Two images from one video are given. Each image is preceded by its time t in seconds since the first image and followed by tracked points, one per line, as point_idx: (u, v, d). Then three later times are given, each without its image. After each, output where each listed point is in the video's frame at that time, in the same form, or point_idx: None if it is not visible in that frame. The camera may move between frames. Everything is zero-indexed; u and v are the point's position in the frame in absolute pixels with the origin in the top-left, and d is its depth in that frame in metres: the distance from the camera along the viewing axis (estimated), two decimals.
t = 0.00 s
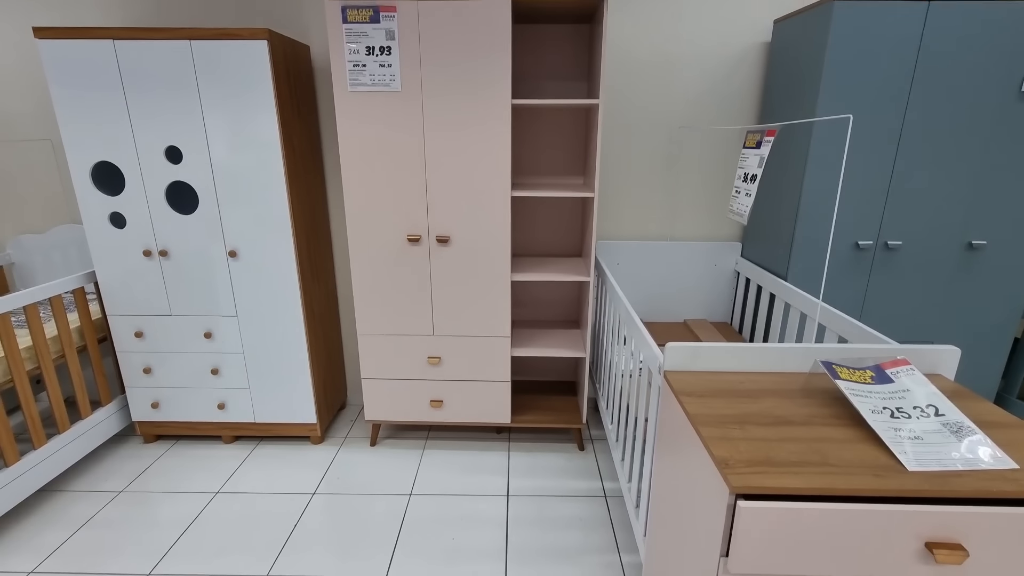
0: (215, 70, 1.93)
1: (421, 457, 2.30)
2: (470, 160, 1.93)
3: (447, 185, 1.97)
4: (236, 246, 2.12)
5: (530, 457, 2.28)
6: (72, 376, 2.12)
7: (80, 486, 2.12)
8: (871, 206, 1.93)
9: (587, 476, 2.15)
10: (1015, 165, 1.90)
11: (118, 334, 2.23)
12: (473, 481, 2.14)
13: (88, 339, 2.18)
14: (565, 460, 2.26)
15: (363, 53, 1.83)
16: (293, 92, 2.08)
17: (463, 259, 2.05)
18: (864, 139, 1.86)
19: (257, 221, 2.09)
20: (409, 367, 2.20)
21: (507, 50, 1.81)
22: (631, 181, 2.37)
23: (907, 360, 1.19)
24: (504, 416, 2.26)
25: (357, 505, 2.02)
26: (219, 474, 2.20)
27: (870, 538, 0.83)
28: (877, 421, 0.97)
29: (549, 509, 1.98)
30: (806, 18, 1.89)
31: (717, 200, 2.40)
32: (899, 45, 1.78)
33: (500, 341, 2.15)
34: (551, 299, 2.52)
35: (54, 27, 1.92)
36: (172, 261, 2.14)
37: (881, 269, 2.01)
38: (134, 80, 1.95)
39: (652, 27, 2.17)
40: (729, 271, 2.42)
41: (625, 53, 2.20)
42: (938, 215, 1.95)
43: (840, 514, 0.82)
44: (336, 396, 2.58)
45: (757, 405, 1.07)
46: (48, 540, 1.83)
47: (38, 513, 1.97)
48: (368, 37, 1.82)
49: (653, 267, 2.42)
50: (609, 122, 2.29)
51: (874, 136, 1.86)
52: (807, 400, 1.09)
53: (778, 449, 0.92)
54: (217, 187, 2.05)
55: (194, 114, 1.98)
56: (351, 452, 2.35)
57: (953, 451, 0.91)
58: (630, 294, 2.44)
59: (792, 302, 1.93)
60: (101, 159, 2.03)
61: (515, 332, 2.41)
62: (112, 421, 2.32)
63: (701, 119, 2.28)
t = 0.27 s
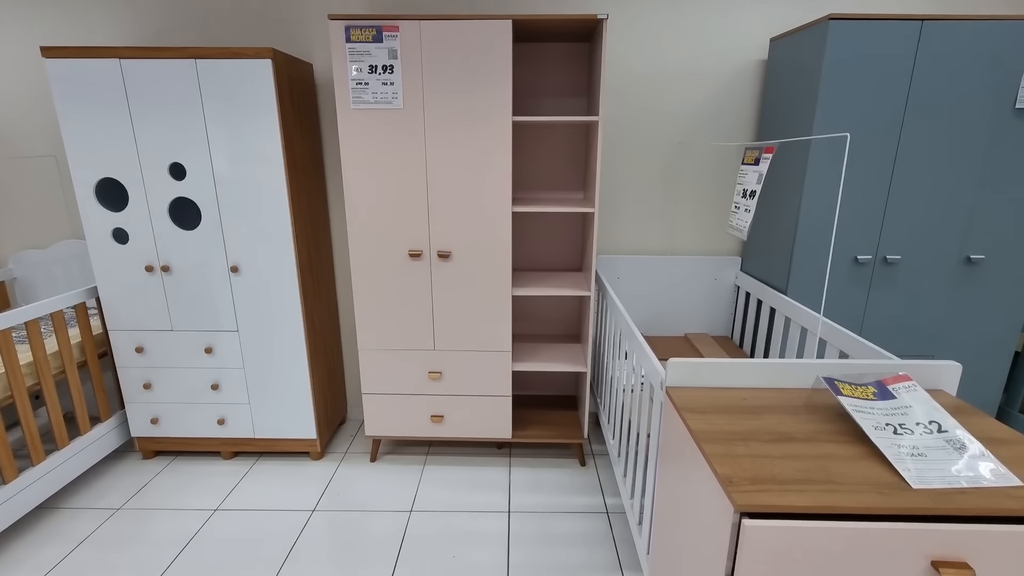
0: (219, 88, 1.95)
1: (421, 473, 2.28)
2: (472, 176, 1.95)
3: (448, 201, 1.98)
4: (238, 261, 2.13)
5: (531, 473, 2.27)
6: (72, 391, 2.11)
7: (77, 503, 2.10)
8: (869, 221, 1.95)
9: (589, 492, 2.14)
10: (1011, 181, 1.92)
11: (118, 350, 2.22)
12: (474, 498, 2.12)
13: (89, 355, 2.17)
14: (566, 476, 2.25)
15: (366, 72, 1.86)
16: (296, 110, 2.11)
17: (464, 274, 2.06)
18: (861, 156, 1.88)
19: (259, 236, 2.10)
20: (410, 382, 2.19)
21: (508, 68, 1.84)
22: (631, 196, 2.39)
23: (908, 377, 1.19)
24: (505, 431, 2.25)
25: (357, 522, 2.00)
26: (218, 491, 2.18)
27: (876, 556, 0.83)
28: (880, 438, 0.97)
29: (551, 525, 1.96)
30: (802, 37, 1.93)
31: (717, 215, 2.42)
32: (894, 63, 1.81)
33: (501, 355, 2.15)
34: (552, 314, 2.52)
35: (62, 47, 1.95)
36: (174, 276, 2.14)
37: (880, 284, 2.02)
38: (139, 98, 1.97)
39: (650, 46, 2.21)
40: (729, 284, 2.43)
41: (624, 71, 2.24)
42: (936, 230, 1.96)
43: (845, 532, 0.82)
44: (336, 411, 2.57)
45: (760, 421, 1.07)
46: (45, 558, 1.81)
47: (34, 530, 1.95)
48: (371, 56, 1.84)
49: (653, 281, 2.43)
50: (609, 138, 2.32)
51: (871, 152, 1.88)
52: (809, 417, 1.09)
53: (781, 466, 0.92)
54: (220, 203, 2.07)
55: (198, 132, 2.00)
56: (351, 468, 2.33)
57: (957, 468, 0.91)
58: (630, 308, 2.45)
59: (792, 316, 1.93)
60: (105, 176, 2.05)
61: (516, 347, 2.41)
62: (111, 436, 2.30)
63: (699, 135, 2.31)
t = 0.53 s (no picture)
0: (223, 103, 1.97)
1: (421, 488, 2.26)
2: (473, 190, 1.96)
3: (449, 216, 1.99)
4: (239, 275, 2.13)
5: (532, 488, 2.25)
6: (70, 406, 2.10)
7: (73, 520, 2.07)
8: (867, 235, 1.97)
9: (590, 507, 2.12)
10: (1008, 195, 1.94)
11: (118, 364, 2.22)
12: (475, 513, 2.10)
13: (87, 369, 2.16)
14: (567, 490, 2.23)
15: (368, 88, 1.88)
16: (299, 125, 2.13)
17: (465, 288, 2.06)
18: (858, 171, 1.90)
19: (261, 250, 2.11)
20: (410, 396, 2.19)
21: (509, 85, 1.87)
22: (631, 209, 2.41)
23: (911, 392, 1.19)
24: (506, 446, 2.23)
25: (356, 538, 1.98)
26: (216, 507, 2.16)
27: None
28: (884, 455, 0.97)
29: (552, 542, 1.94)
30: (798, 54, 1.96)
31: (716, 229, 2.43)
32: (890, 80, 1.84)
33: (502, 369, 2.15)
34: (552, 327, 2.52)
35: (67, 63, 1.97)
36: (175, 290, 2.15)
37: (880, 297, 2.02)
38: (142, 113, 1.99)
39: (649, 63, 2.24)
40: (729, 298, 2.43)
41: (624, 87, 2.27)
42: (935, 244, 1.97)
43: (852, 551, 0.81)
44: (335, 425, 2.55)
45: (763, 438, 1.07)
46: None
47: (29, 547, 1.92)
48: (373, 72, 1.86)
49: (653, 294, 2.43)
50: (608, 153, 2.34)
51: (868, 167, 1.90)
52: (812, 433, 1.08)
53: (786, 483, 0.92)
54: (222, 217, 2.08)
55: (201, 146, 2.02)
56: (350, 483, 2.32)
57: (963, 485, 0.90)
58: (631, 321, 2.45)
59: (793, 330, 1.93)
60: (107, 190, 2.06)
61: (517, 360, 2.41)
62: (108, 451, 2.29)
63: (698, 149, 2.33)
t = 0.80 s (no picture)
0: (225, 115, 1.98)
1: (422, 501, 2.24)
2: (475, 201, 1.97)
3: (450, 226, 1.99)
4: (240, 285, 2.13)
5: (533, 500, 2.23)
6: (68, 418, 2.08)
7: (69, 534, 2.05)
8: (868, 246, 1.97)
9: (593, 520, 2.10)
10: (1008, 206, 1.95)
11: (117, 375, 2.20)
12: (476, 526, 2.08)
13: (86, 380, 2.15)
14: (569, 503, 2.21)
15: (370, 99, 1.89)
16: (300, 136, 2.13)
17: (466, 299, 2.06)
18: (858, 181, 1.92)
19: (262, 260, 2.10)
20: (411, 407, 2.17)
21: (510, 97, 1.88)
22: (631, 220, 2.41)
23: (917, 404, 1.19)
24: (507, 457, 2.22)
25: (356, 552, 1.95)
26: (214, 520, 2.13)
27: None
28: (891, 468, 0.96)
29: (554, 555, 1.92)
30: (797, 67, 1.98)
31: (717, 239, 2.44)
32: (888, 92, 1.85)
33: (503, 380, 2.14)
34: (553, 337, 2.52)
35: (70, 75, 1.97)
36: (175, 301, 2.14)
37: (881, 308, 2.03)
38: (144, 124, 1.99)
39: (648, 75, 2.26)
40: (730, 308, 2.43)
41: (624, 99, 2.28)
42: (935, 254, 1.98)
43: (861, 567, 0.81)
44: (335, 436, 2.53)
45: (769, 451, 1.06)
46: None
47: (24, 563, 1.90)
48: (376, 84, 1.87)
49: (655, 304, 2.43)
50: (609, 164, 2.35)
51: (868, 178, 1.92)
52: (818, 446, 1.08)
53: (793, 498, 0.91)
54: (223, 228, 2.07)
55: (203, 157, 2.02)
56: (350, 495, 2.29)
57: (972, 499, 0.89)
58: (632, 331, 2.45)
59: (795, 340, 1.93)
60: (108, 201, 2.06)
61: (518, 371, 2.40)
62: (105, 464, 2.26)
63: (698, 160, 2.34)
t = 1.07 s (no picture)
0: (226, 121, 1.97)
1: (423, 509, 2.22)
2: (477, 207, 1.96)
3: (452, 232, 1.99)
4: (240, 291, 2.12)
5: (536, 507, 2.21)
6: (65, 425, 2.06)
7: (65, 544, 2.02)
8: (870, 251, 1.97)
9: (596, 528, 2.08)
10: (1009, 212, 1.95)
11: (115, 383, 2.18)
12: (478, 534, 2.06)
13: (84, 387, 2.13)
14: (572, 510, 2.19)
15: (372, 106, 1.88)
16: (302, 143, 2.13)
17: (468, 305, 2.05)
18: (860, 187, 1.92)
19: (262, 267, 2.10)
20: (412, 414, 2.16)
21: (512, 103, 1.88)
22: (633, 225, 2.41)
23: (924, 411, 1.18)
24: (509, 464, 2.20)
25: (357, 561, 1.93)
26: (213, 529, 2.11)
27: None
28: (902, 476, 0.95)
29: (557, 563, 1.90)
30: (798, 74, 1.98)
31: (718, 245, 2.44)
32: (889, 98, 1.86)
33: (505, 387, 2.12)
34: (555, 343, 2.51)
35: (71, 81, 1.97)
36: (175, 308, 2.13)
37: (884, 313, 2.03)
38: (145, 130, 1.98)
39: (650, 81, 2.27)
40: (732, 313, 2.43)
41: (626, 105, 2.29)
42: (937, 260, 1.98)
43: None
44: (335, 444, 2.51)
45: (777, 459, 1.05)
46: None
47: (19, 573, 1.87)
48: (378, 91, 1.87)
49: (656, 310, 2.43)
50: (610, 170, 2.35)
51: (870, 184, 1.92)
52: (827, 453, 1.07)
53: (803, 507, 0.90)
54: (223, 234, 2.07)
55: (204, 163, 2.01)
56: (350, 503, 2.27)
57: (984, 508, 0.89)
58: (634, 337, 2.44)
59: (798, 346, 1.93)
60: (108, 207, 2.05)
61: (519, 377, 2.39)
62: (103, 472, 2.24)
63: (699, 166, 2.34)
